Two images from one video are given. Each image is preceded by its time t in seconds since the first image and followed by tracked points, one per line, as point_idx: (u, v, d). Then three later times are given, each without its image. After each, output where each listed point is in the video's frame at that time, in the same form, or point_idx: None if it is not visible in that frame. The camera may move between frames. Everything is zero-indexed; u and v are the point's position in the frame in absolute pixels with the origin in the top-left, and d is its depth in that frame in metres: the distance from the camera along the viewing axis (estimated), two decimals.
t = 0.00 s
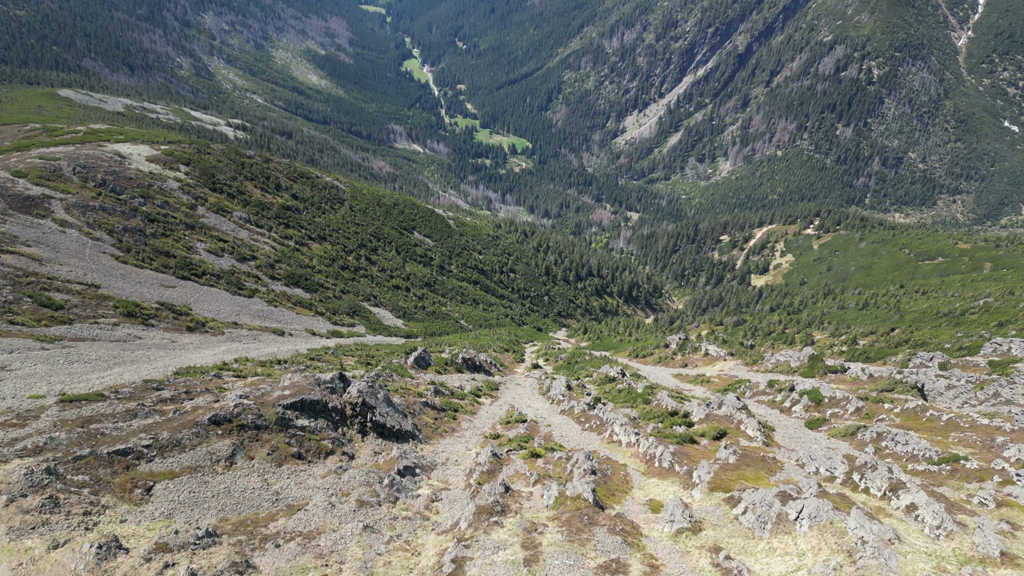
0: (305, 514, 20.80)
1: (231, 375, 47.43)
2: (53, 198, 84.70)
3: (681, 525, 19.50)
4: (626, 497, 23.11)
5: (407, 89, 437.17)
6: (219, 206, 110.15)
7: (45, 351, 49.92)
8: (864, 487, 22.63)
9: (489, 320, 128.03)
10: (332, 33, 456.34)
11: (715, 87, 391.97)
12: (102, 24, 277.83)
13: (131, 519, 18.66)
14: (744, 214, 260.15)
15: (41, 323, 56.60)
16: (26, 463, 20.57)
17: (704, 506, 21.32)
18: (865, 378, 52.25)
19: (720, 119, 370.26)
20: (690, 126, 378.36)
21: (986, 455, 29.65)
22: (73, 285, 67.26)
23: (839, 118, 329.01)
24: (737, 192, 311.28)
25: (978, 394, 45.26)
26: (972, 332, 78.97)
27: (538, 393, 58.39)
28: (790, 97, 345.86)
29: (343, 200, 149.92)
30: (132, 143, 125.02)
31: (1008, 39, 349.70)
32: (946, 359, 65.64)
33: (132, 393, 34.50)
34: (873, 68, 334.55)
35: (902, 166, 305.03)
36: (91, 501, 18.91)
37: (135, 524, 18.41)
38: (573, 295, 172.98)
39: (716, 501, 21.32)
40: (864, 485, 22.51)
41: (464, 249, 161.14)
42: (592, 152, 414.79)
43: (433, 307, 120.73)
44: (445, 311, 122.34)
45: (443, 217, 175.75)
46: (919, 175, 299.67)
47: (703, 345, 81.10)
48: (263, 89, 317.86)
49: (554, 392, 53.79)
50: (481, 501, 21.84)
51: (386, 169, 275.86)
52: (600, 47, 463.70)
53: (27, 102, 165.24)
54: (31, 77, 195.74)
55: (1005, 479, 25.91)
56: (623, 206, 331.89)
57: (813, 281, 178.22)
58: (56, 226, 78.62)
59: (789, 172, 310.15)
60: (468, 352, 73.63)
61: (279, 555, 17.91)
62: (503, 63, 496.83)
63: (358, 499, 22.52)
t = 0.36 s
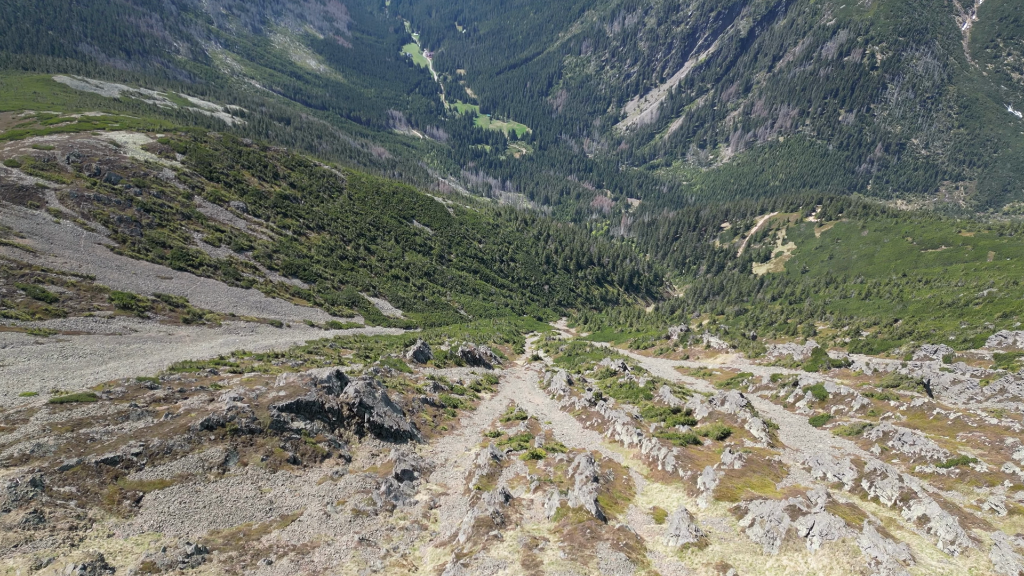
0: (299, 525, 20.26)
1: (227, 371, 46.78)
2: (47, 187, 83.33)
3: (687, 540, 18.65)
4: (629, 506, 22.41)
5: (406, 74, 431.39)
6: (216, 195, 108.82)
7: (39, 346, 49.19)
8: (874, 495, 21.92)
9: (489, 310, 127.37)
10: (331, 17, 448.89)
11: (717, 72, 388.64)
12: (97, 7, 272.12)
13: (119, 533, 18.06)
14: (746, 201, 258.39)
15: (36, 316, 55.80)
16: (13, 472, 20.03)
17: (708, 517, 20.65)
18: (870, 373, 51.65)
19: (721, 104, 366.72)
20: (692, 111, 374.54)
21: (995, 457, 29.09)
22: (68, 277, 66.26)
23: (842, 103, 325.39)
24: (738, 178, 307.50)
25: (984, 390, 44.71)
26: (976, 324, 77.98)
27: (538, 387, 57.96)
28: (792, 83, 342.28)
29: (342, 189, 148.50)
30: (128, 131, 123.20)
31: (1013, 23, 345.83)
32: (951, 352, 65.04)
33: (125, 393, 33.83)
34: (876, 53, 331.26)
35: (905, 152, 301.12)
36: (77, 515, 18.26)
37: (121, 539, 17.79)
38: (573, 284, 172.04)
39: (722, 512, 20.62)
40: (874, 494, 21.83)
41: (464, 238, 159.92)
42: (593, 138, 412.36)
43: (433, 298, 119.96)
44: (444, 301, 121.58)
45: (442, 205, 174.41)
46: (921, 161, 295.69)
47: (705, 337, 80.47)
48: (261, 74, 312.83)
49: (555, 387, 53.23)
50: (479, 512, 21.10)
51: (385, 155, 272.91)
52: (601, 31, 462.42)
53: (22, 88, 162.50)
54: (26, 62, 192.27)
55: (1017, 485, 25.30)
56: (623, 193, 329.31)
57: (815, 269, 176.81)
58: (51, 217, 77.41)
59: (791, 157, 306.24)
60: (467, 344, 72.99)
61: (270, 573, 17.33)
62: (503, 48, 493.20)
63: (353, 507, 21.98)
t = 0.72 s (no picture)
0: (293, 537, 19.78)
1: (224, 368, 46.20)
2: (41, 178, 82.01)
3: (692, 555, 18.05)
4: (632, 515, 21.88)
5: (406, 60, 426.14)
6: (213, 185, 107.53)
7: (34, 341, 48.47)
8: (883, 503, 21.41)
9: (489, 301, 126.65)
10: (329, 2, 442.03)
11: (718, 58, 386.23)
12: None
13: (107, 548, 17.46)
14: (747, 189, 256.60)
15: (30, 310, 54.95)
16: None
17: (715, 527, 20.05)
18: (874, 368, 51.05)
19: (723, 91, 363.77)
20: (693, 98, 371.75)
21: (1003, 459, 28.58)
22: (63, 270, 65.30)
23: (844, 90, 322.31)
24: (740, 165, 304.65)
25: (990, 386, 44.15)
26: (980, 316, 77.06)
27: (538, 381, 57.65)
28: (795, 69, 339.05)
29: (341, 178, 147.15)
30: (124, 120, 121.42)
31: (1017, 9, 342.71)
32: (955, 345, 64.35)
33: (117, 394, 33.12)
34: (879, 39, 329.14)
35: (907, 139, 297.63)
36: (63, 529, 17.68)
37: (109, 555, 17.24)
38: (574, 274, 171.17)
39: (728, 522, 20.07)
40: (884, 502, 21.31)
41: (464, 227, 158.73)
42: (593, 125, 409.42)
43: (432, 289, 119.12)
44: (444, 291, 120.88)
45: (442, 194, 173.22)
46: (924, 148, 291.93)
47: (707, 329, 79.89)
48: (259, 60, 308.44)
49: (555, 382, 52.80)
50: (478, 524, 20.52)
51: (385, 142, 270.08)
52: (602, 17, 460.06)
53: (18, 75, 159.98)
54: (21, 48, 189.13)
55: None
56: (624, 180, 326.88)
57: (817, 259, 175.64)
58: (45, 208, 76.22)
59: (793, 144, 302.68)
60: (466, 337, 72.42)
61: None
62: (503, 34, 491.15)
63: (350, 517, 21.51)
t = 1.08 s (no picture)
0: (286, 551, 19.22)
1: (220, 364, 45.34)
2: (35, 168, 80.36)
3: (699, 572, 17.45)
4: (635, 526, 21.35)
5: (405, 45, 419.64)
6: (210, 174, 105.96)
7: (27, 336, 47.51)
8: (893, 514, 20.81)
9: (488, 291, 125.78)
10: None
11: (721, 42, 382.38)
12: None
13: (93, 565, 16.83)
14: (749, 176, 254.23)
15: (23, 303, 53.81)
16: None
17: (721, 541, 19.47)
18: (879, 363, 50.31)
19: (725, 76, 359.77)
20: (695, 83, 367.89)
21: (1013, 462, 27.98)
22: (58, 262, 63.99)
23: (847, 75, 318.36)
24: (742, 151, 300.95)
25: (996, 381, 43.53)
26: (984, 307, 76.07)
27: (538, 375, 57.10)
28: (798, 53, 334.99)
29: (339, 166, 145.37)
30: (118, 108, 119.22)
31: None
32: (960, 338, 63.70)
33: (110, 395, 32.22)
34: (883, 23, 325.90)
35: (910, 125, 293.86)
36: (49, 545, 17.02)
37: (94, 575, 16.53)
38: (574, 263, 170.05)
39: (735, 535, 19.50)
40: (893, 512, 20.75)
41: (463, 216, 157.24)
42: (594, 110, 405.41)
43: (432, 279, 118.18)
44: (443, 281, 119.98)
45: (441, 182, 171.53)
46: (927, 133, 288.00)
47: (708, 321, 79.19)
48: (257, 45, 303.23)
49: (555, 377, 52.30)
50: (478, 537, 19.97)
51: (384, 128, 266.47)
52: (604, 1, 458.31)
53: (11, 61, 156.82)
54: (15, 33, 185.45)
55: None
56: (625, 166, 323.89)
57: (818, 247, 174.07)
58: (39, 198, 74.77)
59: (794, 130, 298.27)
60: (466, 330, 71.73)
61: None
62: (504, 18, 492.02)
63: (346, 528, 20.96)
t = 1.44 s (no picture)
0: (279, 567, 18.68)
1: (216, 361, 44.55)
2: (28, 158, 78.82)
3: None
4: (638, 537, 20.88)
5: (405, 29, 413.43)
6: (206, 163, 104.42)
7: (21, 330, 46.74)
8: (904, 526, 20.15)
9: (489, 280, 124.78)
10: None
11: (723, 26, 377.66)
12: None
13: None
14: (751, 162, 251.52)
15: (17, 296, 52.81)
16: None
17: (727, 555, 18.95)
18: (884, 358, 49.60)
19: (727, 61, 355.18)
20: (697, 68, 363.28)
21: None
22: (52, 254, 62.89)
23: (850, 60, 314.11)
24: (744, 136, 296.77)
25: (1004, 377, 42.81)
26: (989, 299, 74.83)
27: (539, 369, 56.58)
28: (801, 37, 330.23)
29: (338, 154, 143.60)
30: (114, 96, 117.10)
31: None
32: (965, 330, 62.96)
33: (102, 396, 31.47)
34: (887, 7, 322.87)
35: (914, 110, 289.84)
36: (34, 563, 16.40)
37: None
38: (575, 251, 168.81)
39: (741, 549, 18.95)
40: (904, 524, 20.10)
41: (463, 204, 155.82)
42: (595, 95, 401.24)
43: (431, 269, 117.14)
44: (443, 271, 118.97)
45: (441, 170, 169.70)
46: (930, 119, 283.85)
47: (710, 312, 78.57)
48: (255, 29, 298.13)
49: (556, 371, 51.84)
50: (477, 553, 19.45)
51: (383, 114, 262.83)
52: None
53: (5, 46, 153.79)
54: (9, 18, 182.18)
55: None
56: (625, 151, 320.53)
57: (821, 235, 172.25)
58: (33, 189, 73.38)
59: (797, 116, 293.63)
60: (466, 322, 71.04)
61: None
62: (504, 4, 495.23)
63: (342, 540, 20.46)
